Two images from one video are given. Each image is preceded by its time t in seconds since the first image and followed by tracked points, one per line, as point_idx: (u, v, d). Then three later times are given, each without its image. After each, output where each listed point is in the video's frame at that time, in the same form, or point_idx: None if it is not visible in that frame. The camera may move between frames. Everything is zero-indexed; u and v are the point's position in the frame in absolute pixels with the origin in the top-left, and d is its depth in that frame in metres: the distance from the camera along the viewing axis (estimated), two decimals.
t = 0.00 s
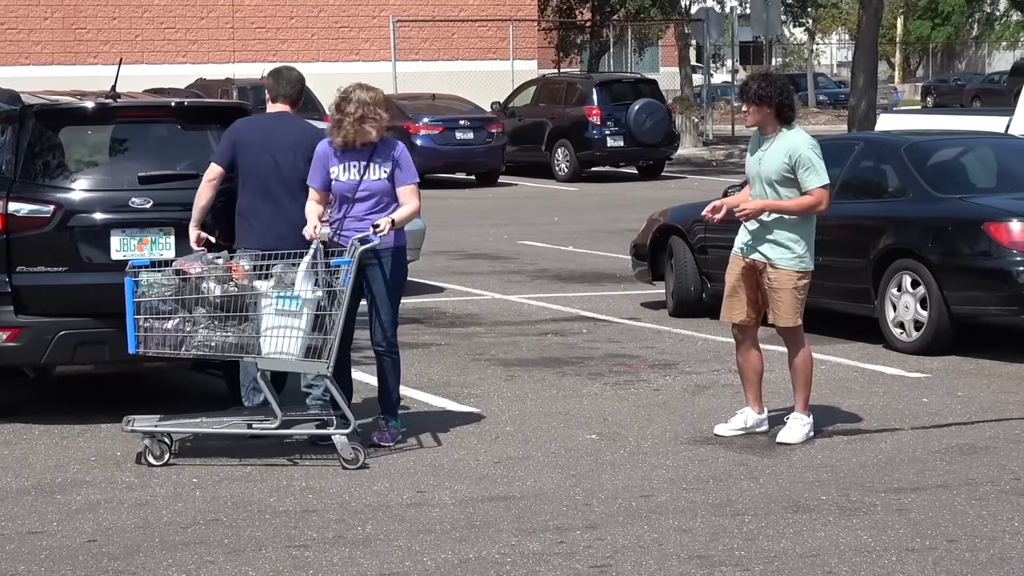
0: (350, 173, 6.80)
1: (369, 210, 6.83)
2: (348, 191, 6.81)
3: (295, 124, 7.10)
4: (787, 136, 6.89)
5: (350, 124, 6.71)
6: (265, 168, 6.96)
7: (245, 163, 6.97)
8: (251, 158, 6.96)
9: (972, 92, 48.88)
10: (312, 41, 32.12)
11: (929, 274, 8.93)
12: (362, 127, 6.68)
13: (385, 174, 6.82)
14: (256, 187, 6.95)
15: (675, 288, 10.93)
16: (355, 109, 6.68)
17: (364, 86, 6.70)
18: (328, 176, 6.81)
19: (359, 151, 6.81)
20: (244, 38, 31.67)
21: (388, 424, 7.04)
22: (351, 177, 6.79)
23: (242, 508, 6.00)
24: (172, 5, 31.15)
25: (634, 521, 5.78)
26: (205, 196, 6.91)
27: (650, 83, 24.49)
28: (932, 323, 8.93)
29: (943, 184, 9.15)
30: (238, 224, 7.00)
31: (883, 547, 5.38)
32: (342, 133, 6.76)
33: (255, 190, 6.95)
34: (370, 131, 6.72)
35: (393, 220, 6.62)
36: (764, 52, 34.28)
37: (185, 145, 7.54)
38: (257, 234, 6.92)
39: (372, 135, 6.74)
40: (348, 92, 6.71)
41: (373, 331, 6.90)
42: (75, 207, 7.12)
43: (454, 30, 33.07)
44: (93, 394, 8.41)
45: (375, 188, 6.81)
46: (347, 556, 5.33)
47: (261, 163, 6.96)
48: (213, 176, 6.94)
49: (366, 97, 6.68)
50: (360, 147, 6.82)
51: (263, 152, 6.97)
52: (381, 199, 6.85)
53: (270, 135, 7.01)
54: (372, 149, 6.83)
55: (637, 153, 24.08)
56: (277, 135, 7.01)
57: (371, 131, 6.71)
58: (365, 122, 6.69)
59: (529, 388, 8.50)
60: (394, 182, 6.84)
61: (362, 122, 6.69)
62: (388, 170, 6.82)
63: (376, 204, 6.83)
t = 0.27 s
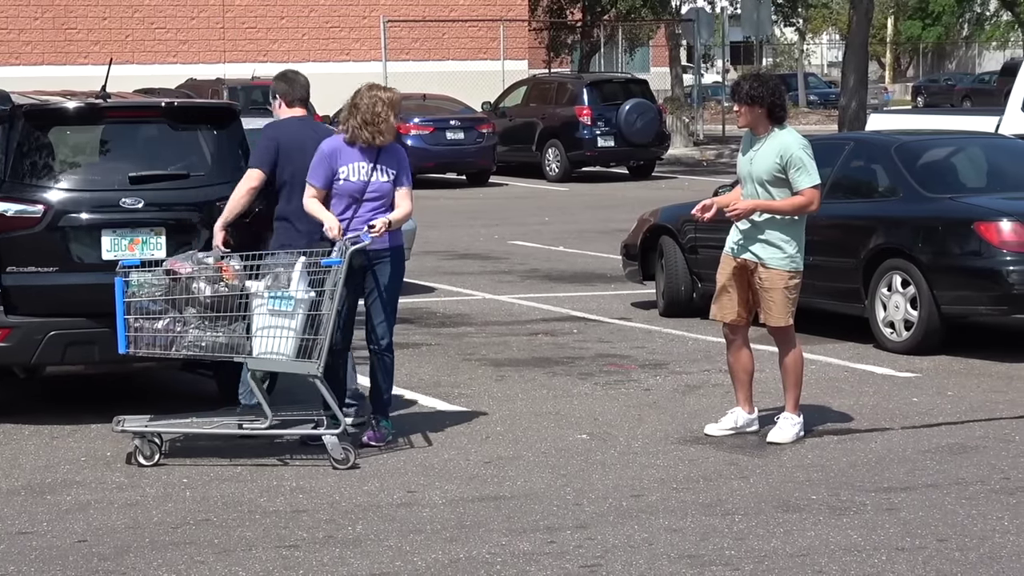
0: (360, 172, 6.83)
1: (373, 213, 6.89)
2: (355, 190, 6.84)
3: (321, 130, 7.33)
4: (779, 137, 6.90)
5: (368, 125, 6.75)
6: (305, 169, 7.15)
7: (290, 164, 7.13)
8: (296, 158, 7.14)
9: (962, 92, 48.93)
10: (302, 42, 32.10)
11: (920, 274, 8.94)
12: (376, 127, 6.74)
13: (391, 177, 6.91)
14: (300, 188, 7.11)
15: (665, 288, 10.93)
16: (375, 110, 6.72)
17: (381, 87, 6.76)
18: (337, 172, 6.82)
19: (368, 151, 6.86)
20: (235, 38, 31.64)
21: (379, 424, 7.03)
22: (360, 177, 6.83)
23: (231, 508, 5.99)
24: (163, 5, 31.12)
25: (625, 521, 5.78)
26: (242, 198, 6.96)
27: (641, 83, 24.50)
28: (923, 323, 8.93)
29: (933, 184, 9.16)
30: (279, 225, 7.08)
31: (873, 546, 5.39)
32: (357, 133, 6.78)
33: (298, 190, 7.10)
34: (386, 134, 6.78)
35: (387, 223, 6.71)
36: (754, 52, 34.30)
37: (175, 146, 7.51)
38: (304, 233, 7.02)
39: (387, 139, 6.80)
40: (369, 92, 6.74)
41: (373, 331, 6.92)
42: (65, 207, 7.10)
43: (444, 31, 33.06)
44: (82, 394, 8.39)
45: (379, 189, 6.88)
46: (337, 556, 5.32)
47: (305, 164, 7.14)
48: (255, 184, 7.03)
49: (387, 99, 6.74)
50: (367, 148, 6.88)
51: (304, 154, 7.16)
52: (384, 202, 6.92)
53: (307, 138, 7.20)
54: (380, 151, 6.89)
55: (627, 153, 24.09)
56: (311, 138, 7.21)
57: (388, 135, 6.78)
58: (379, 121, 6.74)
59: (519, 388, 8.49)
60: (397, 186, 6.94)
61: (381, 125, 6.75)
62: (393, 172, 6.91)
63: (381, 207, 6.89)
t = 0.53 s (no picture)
0: (349, 172, 6.81)
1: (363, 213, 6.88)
2: (345, 191, 6.82)
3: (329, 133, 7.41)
4: (764, 136, 6.90)
5: (358, 120, 6.72)
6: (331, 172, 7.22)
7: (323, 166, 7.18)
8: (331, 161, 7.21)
9: (945, 92, 49.04)
10: (286, 41, 32.03)
11: (903, 274, 8.95)
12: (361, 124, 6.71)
13: (379, 178, 6.90)
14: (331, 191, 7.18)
15: (649, 288, 10.93)
16: (364, 104, 6.70)
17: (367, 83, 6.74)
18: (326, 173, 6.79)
19: (357, 151, 6.85)
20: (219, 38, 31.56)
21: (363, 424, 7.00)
22: (349, 177, 6.82)
23: (214, 508, 5.96)
24: (146, 5, 31.02)
25: (608, 520, 5.77)
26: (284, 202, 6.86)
27: (625, 83, 24.51)
28: (906, 323, 8.93)
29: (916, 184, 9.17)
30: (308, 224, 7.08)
31: (856, 545, 5.38)
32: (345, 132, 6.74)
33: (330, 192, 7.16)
34: (378, 128, 6.75)
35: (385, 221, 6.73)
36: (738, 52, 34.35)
37: (158, 146, 7.47)
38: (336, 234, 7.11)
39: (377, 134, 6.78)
40: (356, 88, 6.74)
41: (357, 330, 6.90)
42: (48, 207, 7.06)
43: (428, 30, 33.03)
44: (64, 395, 8.34)
45: (368, 189, 6.87)
46: (321, 556, 5.30)
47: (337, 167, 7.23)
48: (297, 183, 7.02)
49: (373, 92, 6.73)
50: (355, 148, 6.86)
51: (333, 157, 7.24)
52: (372, 202, 6.90)
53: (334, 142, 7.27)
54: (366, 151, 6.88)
55: (611, 153, 24.09)
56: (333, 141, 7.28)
57: (378, 129, 6.74)
58: (365, 120, 6.71)
59: (503, 388, 8.47)
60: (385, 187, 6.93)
61: (370, 118, 6.71)
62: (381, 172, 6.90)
63: (370, 206, 6.87)
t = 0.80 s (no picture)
0: (332, 170, 6.80)
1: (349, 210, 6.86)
2: (328, 189, 6.81)
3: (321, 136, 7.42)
4: (750, 136, 6.90)
5: (336, 118, 6.72)
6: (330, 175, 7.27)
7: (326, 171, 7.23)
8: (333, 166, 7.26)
9: (931, 91, 49.17)
10: (272, 40, 31.98)
11: (889, 274, 8.96)
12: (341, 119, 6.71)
13: (364, 175, 6.88)
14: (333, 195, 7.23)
15: (635, 287, 10.93)
16: (343, 101, 6.70)
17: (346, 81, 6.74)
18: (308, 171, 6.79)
19: (339, 149, 6.84)
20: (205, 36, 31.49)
21: (349, 423, 7.00)
22: (333, 175, 6.81)
23: (200, 508, 5.94)
24: (132, 4, 30.94)
25: (594, 520, 5.77)
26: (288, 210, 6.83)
27: (611, 83, 24.52)
28: (891, 322, 8.94)
29: (902, 184, 9.19)
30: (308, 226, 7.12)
31: (842, 545, 5.39)
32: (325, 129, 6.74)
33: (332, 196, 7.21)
34: (356, 125, 6.75)
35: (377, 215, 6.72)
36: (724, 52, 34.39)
37: (144, 145, 7.41)
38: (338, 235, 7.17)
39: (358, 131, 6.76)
40: (335, 85, 6.72)
41: (343, 329, 6.89)
42: (30, 207, 7.05)
43: (414, 29, 33.00)
44: (48, 394, 8.31)
45: (352, 186, 6.85)
46: (306, 555, 5.29)
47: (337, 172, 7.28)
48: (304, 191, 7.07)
49: (352, 90, 6.73)
50: (337, 147, 6.85)
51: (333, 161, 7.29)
52: (358, 199, 6.88)
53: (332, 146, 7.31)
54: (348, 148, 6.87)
55: (598, 152, 24.10)
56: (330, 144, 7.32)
57: (356, 126, 6.74)
58: (345, 115, 6.71)
59: (488, 387, 8.46)
60: (371, 184, 6.90)
61: (348, 116, 6.71)
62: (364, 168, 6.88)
63: (355, 204, 6.85)
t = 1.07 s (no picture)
0: (316, 169, 6.79)
1: (334, 210, 6.85)
2: (314, 188, 6.80)
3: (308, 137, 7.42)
4: (739, 134, 6.90)
5: (320, 117, 6.70)
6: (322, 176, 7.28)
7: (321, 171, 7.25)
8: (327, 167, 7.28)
9: (919, 90, 49.26)
10: (260, 38, 31.93)
11: (877, 273, 8.98)
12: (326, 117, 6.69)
13: (349, 173, 6.87)
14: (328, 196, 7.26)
15: (624, 285, 10.93)
16: (326, 100, 6.68)
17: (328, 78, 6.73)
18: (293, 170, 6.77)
19: (323, 148, 6.83)
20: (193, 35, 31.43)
21: (338, 422, 6.99)
22: (319, 174, 6.79)
23: (188, 507, 5.92)
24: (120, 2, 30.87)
25: (582, 519, 5.76)
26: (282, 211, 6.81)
27: (600, 81, 24.53)
28: (880, 321, 8.95)
29: (890, 183, 9.20)
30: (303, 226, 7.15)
31: (830, 544, 5.39)
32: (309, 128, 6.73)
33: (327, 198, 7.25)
34: (339, 124, 6.74)
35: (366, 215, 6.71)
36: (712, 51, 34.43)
37: (133, 142, 7.37)
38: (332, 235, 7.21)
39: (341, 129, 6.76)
40: (318, 84, 6.70)
41: (332, 328, 6.88)
42: (17, 204, 7.05)
43: (402, 28, 32.97)
44: (35, 393, 8.28)
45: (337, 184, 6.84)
46: (295, 554, 5.28)
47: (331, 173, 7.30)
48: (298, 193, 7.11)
49: (335, 88, 6.70)
50: (321, 146, 6.84)
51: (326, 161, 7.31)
52: (344, 198, 6.88)
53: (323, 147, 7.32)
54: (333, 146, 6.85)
55: (586, 151, 24.11)
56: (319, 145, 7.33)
57: (339, 125, 6.73)
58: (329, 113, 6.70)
59: (476, 386, 8.45)
60: (356, 182, 6.89)
61: (331, 115, 6.70)
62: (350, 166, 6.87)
63: (341, 203, 6.85)
